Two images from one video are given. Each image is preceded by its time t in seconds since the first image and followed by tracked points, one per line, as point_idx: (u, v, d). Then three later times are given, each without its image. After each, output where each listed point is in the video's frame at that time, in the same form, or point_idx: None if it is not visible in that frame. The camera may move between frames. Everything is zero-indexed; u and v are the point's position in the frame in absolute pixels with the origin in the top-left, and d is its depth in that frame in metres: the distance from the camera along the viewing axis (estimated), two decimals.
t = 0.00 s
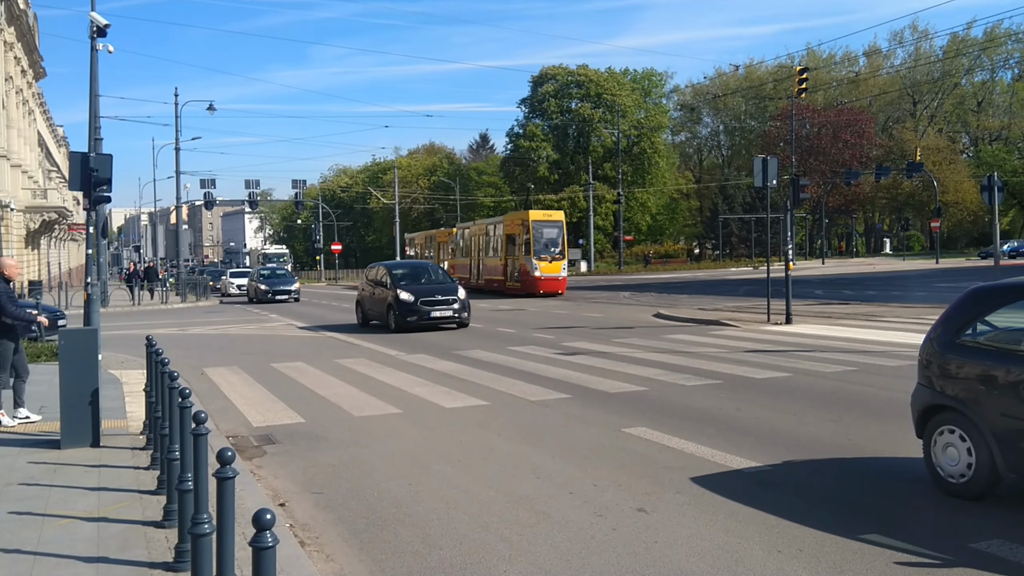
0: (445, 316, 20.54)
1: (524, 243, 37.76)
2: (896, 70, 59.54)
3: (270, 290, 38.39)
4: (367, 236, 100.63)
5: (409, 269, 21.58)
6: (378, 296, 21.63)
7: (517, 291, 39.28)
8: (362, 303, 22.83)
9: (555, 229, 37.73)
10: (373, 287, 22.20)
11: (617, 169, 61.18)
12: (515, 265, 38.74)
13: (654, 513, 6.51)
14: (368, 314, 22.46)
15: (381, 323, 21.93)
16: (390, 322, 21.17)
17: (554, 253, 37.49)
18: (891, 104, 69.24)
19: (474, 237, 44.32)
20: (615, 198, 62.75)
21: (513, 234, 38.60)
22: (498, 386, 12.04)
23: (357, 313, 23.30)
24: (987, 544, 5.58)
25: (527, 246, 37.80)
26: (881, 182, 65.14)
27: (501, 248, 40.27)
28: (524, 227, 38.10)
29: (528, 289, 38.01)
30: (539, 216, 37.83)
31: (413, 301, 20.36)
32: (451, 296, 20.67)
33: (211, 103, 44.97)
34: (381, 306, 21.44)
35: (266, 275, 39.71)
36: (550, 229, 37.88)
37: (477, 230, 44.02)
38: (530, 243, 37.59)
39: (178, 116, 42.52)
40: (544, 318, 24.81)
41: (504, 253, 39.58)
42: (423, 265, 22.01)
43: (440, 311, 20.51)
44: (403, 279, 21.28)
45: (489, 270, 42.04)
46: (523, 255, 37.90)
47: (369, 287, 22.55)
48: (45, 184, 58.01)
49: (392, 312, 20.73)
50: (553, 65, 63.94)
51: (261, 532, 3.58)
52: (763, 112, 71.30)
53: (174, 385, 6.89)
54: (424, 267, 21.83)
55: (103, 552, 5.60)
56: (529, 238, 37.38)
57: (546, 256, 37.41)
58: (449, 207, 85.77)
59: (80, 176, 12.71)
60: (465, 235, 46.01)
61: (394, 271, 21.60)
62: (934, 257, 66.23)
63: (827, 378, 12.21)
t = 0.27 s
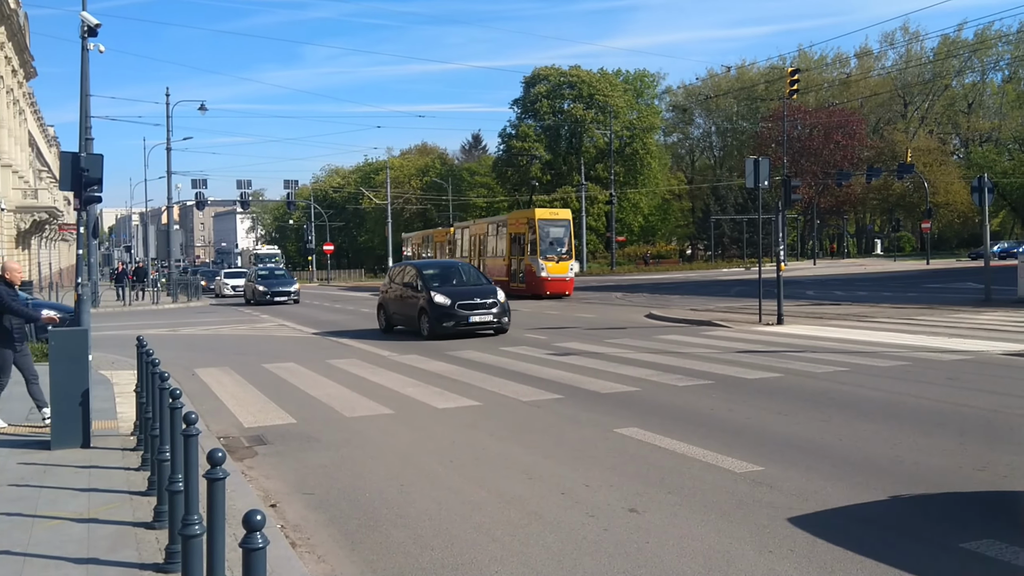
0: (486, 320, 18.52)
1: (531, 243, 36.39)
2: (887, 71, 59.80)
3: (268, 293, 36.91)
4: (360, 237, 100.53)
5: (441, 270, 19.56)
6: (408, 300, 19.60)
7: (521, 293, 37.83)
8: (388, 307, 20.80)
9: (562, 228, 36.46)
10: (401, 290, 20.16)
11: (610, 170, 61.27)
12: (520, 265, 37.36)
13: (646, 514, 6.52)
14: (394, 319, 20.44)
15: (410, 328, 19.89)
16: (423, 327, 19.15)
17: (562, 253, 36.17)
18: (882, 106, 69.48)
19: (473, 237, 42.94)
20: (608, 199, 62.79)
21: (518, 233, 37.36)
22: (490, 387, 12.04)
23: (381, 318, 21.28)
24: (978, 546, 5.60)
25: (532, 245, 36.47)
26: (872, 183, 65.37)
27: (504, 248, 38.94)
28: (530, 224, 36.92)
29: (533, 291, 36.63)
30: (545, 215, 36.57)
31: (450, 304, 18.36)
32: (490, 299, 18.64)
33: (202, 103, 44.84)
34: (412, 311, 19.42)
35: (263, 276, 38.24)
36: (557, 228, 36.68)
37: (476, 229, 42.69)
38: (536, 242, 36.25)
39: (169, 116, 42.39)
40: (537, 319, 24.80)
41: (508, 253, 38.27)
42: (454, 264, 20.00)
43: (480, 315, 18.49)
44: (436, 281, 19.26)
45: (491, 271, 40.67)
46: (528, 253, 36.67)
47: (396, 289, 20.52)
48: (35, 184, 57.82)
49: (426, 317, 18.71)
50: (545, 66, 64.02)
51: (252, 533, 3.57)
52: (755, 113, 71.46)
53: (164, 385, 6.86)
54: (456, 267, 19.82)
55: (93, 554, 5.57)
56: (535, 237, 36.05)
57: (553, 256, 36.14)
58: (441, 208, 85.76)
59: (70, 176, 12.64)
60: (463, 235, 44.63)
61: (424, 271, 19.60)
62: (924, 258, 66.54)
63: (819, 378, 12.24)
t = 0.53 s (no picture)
0: (539, 326, 16.46)
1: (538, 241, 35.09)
2: (876, 72, 60.02)
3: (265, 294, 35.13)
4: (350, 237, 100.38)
5: (483, 270, 17.56)
6: (448, 304, 17.52)
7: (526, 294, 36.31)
8: (419, 310, 18.70)
9: (568, 227, 35.47)
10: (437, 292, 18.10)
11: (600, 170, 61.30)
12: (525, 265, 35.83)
13: (636, 513, 6.52)
14: (428, 325, 18.40)
15: (449, 335, 17.84)
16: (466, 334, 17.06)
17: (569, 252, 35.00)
18: (871, 106, 69.69)
19: (474, 236, 41.22)
20: (599, 199, 62.82)
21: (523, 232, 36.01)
22: (481, 387, 12.03)
23: (410, 322, 19.19)
24: (965, 545, 5.63)
25: (538, 244, 35.20)
26: (862, 183, 65.58)
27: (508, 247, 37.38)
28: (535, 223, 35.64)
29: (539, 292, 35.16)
30: (552, 213, 35.38)
31: (502, 308, 16.29)
32: (543, 301, 16.61)
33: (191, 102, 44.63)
34: (453, 315, 17.33)
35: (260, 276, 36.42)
36: (562, 227, 35.56)
37: (476, 229, 41.05)
38: (542, 241, 35.16)
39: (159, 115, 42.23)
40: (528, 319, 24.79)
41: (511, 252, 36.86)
42: (496, 264, 17.98)
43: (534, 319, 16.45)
44: (479, 282, 17.24)
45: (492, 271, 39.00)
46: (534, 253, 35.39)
47: (430, 292, 18.45)
48: (24, 184, 57.46)
49: (473, 322, 16.58)
50: (536, 66, 64.07)
51: (240, 535, 3.55)
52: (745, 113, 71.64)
53: (153, 386, 6.83)
54: (500, 266, 17.82)
55: (81, 555, 5.54)
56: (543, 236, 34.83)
57: (559, 256, 34.96)
58: (432, 208, 85.70)
59: (58, 176, 12.59)
60: (461, 234, 42.89)
61: (465, 271, 17.56)
62: (913, 258, 66.87)
63: (810, 378, 12.27)
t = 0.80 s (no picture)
0: (612, 333, 14.53)
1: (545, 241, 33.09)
2: (865, 73, 60.27)
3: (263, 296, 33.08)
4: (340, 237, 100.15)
5: (541, 270, 15.66)
6: (505, 310, 15.60)
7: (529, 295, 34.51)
8: (467, 317, 16.77)
9: (575, 226, 33.63)
10: (489, 295, 16.18)
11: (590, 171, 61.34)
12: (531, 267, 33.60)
13: (626, 514, 6.53)
14: (479, 333, 16.50)
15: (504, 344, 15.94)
16: (528, 344, 15.12)
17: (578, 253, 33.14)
18: (860, 108, 69.96)
19: (472, 236, 38.56)
20: (589, 200, 62.84)
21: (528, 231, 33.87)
22: (471, 389, 12.02)
23: (455, 330, 17.28)
24: (952, 544, 5.66)
25: (545, 245, 33.10)
26: (850, 184, 65.80)
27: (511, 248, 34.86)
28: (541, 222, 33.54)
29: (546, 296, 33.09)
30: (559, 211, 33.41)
31: (572, 314, 14.38)
32: (615, 305, 14.67)
33: (179, 103, 44.41)
34: (512, 323, 15.41)
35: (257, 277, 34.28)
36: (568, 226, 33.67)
37: (473, 227, 38.43)
38: (549, 241, 33.20)
39: (147, 116, 42.01)
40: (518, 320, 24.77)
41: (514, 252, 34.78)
42: (554, 263, 16.07)
43: (607, 326, 14.55)
44: (539, 284, 15.31)
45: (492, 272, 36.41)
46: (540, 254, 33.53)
47: (479, 296, 16.52)
48: (10, 185, 57.06)
49: (539, 331, 14.65)
50: (526, 67, 64.15)
51: (227, 538, 3.54)
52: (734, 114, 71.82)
53: (141, 387, 6.79)
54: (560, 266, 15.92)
55: (68, 558, 5.50)
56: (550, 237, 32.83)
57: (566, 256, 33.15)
58: (422, 209, 85.57)
59: (46, 176, 12.53)
60: (457, 233, 40.16)
61: (521, 272, 15.64)
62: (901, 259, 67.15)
63: (800, 378, 12.30)
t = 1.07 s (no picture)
0: (711, 343, 12.62)
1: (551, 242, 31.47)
2: (852, 76, 60.58)
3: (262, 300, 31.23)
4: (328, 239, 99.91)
5: (620, 269, 13.69)
6: (580, 318, 13.61)
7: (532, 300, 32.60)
8: (529, 325, 14.81)
9: (582, 227, 31.95)
10: (557, 300, 14.21)
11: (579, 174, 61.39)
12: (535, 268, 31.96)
13: (613, 514, 6.56)
14: (543, 342, 14.53)
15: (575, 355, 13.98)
16: (610, 356, 13.15)
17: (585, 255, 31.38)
18: (846, 110, 70.18)
19: (473, 237, 37.10)
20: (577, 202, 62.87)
21: (532, 232, 32.30)
22: (459, 390, 12.03)
23: (515, 338, 15.35)
24: (936, 543, 5.72)
25: (551, 246, 31.45)
26: (837, 186, 66.06)
27: (513, 249, 33.35)
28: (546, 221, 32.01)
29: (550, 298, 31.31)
30: (566, 212, 31.80)
31: (667, 322, 12.41)
32: (712, 310, 12.76)
33: (167, 104, 44.10)
34: (588, 332, 13.45)
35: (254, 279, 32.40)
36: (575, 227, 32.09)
37: (475, 229, 37.04)
38: (555, 241, 31.55)
39: (134, 117, 41.81)
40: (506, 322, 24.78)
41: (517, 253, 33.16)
42: (631, 262, 14.14)
43: (704, 335, 12.60)
44: (621, 285, 13.36)
45: (493, 274, 34.99)
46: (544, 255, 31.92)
47: (545, 301, 14.53)
48: None
49: (627, 342, 12.66)
50: (514, 69, 64.30)
51: (215, 540, 3.55)
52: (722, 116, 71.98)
53: (128, 390, 6.77)
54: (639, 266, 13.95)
55: (55, 561, 5.49)
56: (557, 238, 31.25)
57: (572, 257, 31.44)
58: (411, 211, 85.38)
59: (33, 178, 12.46)
60: (458, 234, 38.86)
61: (599, 271, 13.66)
62: (888, 261, 67.40)
63: (787, 379, 12.36)
